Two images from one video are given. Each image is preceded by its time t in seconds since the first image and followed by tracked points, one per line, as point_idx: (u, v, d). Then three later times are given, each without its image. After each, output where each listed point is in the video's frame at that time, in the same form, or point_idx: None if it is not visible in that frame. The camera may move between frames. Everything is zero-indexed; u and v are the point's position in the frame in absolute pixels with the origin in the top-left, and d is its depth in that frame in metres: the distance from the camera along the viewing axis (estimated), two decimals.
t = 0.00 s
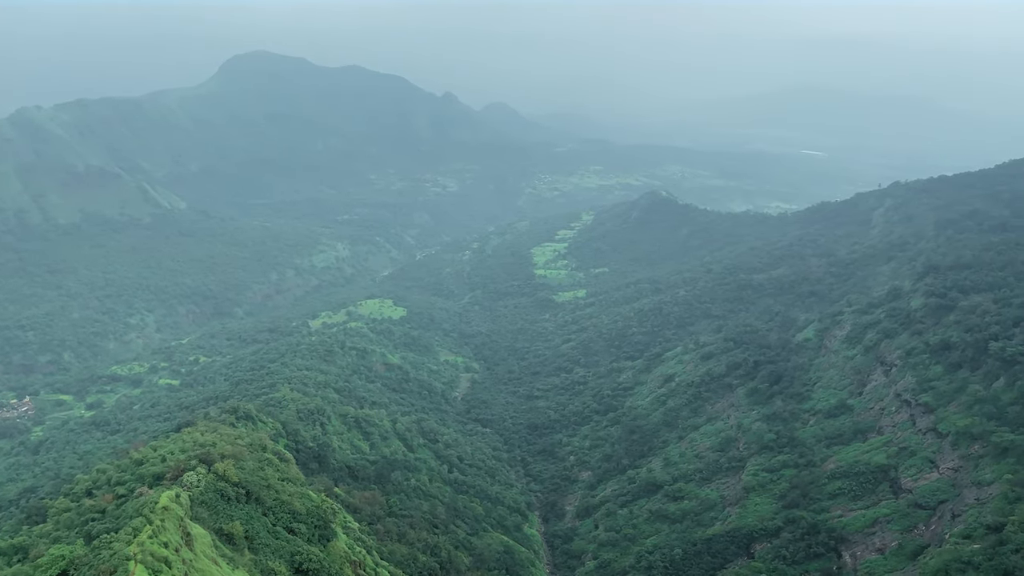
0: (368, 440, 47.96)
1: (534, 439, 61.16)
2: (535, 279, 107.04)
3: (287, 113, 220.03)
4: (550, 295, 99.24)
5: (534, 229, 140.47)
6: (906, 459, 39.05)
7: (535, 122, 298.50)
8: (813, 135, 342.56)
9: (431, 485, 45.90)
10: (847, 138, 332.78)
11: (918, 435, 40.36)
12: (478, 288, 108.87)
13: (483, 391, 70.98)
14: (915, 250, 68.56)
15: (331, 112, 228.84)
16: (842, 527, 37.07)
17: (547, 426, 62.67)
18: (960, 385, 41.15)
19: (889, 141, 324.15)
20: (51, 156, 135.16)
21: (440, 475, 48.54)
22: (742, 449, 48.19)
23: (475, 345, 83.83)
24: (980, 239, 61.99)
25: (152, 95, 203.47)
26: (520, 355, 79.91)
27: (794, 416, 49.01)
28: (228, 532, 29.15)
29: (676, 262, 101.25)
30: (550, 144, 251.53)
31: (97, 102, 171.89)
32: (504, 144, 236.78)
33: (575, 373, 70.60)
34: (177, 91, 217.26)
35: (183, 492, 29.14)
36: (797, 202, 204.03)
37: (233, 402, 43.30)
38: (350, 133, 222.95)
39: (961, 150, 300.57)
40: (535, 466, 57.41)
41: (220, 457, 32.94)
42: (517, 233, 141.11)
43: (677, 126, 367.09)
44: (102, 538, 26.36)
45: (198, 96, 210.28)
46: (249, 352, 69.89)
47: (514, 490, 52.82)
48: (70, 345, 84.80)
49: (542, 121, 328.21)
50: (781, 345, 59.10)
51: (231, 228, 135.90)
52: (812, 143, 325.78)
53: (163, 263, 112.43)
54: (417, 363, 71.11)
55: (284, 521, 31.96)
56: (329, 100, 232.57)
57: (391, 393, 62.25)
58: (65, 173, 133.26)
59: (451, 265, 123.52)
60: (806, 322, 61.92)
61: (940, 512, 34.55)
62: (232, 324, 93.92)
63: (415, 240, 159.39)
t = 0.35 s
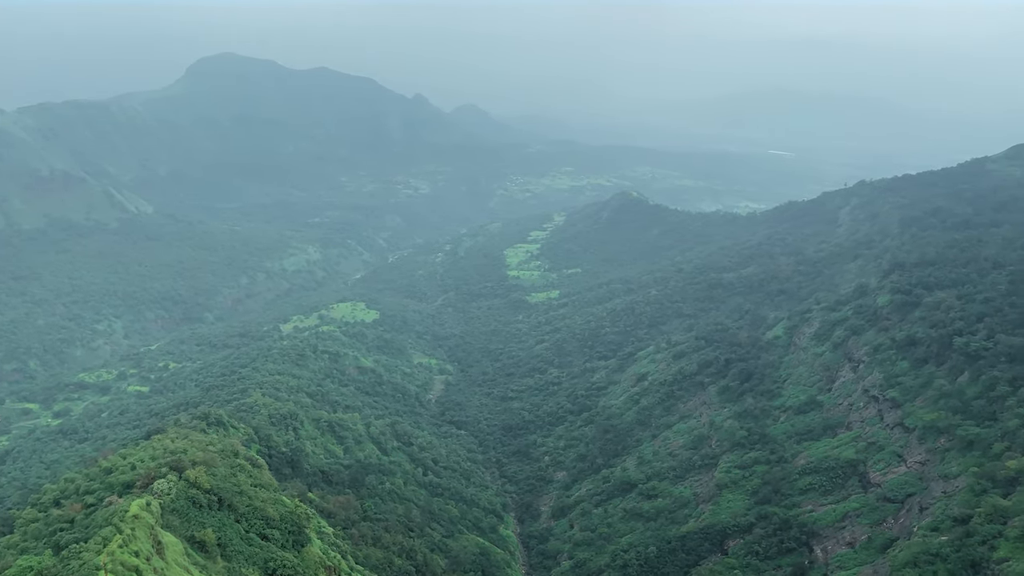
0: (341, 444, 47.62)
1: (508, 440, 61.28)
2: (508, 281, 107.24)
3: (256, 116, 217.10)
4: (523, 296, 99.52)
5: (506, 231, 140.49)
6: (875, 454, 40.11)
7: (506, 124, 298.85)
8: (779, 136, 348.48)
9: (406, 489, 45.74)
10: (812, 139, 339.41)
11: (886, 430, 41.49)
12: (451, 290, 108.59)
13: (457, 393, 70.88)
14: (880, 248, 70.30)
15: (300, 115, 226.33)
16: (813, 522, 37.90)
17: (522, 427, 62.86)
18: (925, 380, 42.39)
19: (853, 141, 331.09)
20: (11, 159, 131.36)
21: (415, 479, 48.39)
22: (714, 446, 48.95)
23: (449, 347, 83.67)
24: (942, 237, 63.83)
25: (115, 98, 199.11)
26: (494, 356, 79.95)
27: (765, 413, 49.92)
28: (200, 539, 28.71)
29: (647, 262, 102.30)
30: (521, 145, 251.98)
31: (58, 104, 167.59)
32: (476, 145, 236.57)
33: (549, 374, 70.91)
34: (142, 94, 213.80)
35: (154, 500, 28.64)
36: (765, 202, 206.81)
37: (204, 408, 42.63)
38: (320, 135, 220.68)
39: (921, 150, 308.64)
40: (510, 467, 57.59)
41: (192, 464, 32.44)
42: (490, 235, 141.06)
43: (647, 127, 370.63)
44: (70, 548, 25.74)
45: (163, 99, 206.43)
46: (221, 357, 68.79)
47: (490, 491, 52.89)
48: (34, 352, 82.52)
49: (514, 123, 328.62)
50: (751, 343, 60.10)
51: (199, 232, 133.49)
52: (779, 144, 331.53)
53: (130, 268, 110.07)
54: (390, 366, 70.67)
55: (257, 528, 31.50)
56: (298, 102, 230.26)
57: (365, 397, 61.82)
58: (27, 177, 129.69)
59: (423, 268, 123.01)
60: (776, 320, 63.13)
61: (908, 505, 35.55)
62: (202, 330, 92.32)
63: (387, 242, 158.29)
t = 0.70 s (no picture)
0: (306, 447, 47.11)
1: (474, 440, 61.39)
2: (473, 280, 107.26)
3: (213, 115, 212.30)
4: (489, 296, 99.65)
5: (470, 231, 140.31)
6: (834, 447, 41.49)
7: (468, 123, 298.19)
8: (737, 135, 355.41)
9: (373, 491, 45.51)
10: (769, 138, 347.02)
11: (845, 423, 42.93)
12: (416, 291, 108.04)
13: (423, 393, 70.69)
14: (837, 245, 72.50)
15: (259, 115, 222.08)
16: (775, 515, 39.03)
17: (487, 427, 63.04)
18: (882, 373, 44.00)
19: (809, 139, 338.82)
20: None
21: (381, 480, 48.18)
22: (678, 442, 49.94)
23: (414, 347, 83.32)
24: (896, 234, 66.17)
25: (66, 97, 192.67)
26: (460, 356, 79.91)
27: (727, 408, 51.12)
28: (162, 547, 28.14)
29: (611, 260, 103.51)
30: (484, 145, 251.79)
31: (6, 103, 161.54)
32: (439, 145, 235.48)
33: (515, 373, 71.22)
34: (96, 94, 208.18)
35: (114, 508, 28.01)
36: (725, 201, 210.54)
37: (164, 414, 41.74)
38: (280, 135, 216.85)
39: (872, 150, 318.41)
40: (477, 467, 57.77)
41: (153, 470, 31.79)
42: (455, 235, 140.74)
43: (609, 127, 374.03)
44: (26, 559, 24.98)
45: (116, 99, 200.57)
46: (182, 361, 67.28)
47: (457, 492, 52.95)
48: None
49: (476, 123, 328.08)
50: (713, 339, 61.40)
51: (156, 234, 130.07)
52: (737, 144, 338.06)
53: (86, 272, 106.82)
54: (354, 368, 70.03)
55: (222, 533, 30.95)
56: (257, 102, 226.05)
57: (329, 399, 61.22)
58: None
59: (388, 268, 122.05)
60: (737, 317, 64.63)
61: (866, 497, 36.87)
62: (161, 334, 90.19)
63: (350, 243, 156.56)
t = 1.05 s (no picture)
0: (264, 451, 46.42)
1: (436, 440, 61.38)
2: (432, 280, 106.99)
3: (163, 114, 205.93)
4: (449, 295, 99.59)
5: (430, 230, 139.64)
6: (789, 439, 42.93)
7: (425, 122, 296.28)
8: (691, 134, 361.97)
9: (334, 493, 45.15)
10: (722, 136, 354.56)
11: (800, 415, 44.43)
12: (374, 291, 107.17)
13: (383, 395, 70.25)
14: (790, 241, 74.82)
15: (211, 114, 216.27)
16: (733, 507, 40.18)
17: (449, 427, 63.10)
18: (835, 367, 45.72)
19: (759, 137, 347.56)
20: None
21: (341, 483, 47.86)
22: (638, 438, 50.93)
23: (374, 348, 82.70)
24: (846, 231, 68.76)
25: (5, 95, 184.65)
26: (420, 357, 79.65)
27: (686, 403, 52.33)
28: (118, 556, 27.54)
29: (571, 258, 104.63)
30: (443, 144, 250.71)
31: None
32: (397, 144, 233.43)
33: (476, 373, 71.40)
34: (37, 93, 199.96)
35: (66, 518, 27.30)
36: (681, 199, 214.41)
37: (116, 420, 40.74)
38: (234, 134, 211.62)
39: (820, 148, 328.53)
40: (438, 467, 57.82)
41: (106, 478, 31.07)
42: (414, 234, 140.03)
43: (565, 126, 376.78)
44: None
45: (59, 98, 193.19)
46: (135, 365, 65.52)
47: (419, 493, 52.95)
48: None
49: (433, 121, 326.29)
50: (672, 335, 62.74)
51: (106, 236, 125.29)
52: (691, 142, 344.53)
53: (30, 275, 102.86)
54: (313, 370, 69.16)
55: (179, 540, 30.30)
56: (209, 101, 220.28)
57: (287, 402, 60.41)
58: None
59: (346, 268, 120.67)
60: (694, 313, 66.18)
61: (821, 487, 38.27)
62: (112, 338, 87.49)
63: (308, 244, 154.04)
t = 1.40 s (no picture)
0: (222, 455, 45.61)
1: (398, 441, 61.15)
2: (392, 280, 106.32)
3: (110, 113, 198.94)
4: (409, 295, 99.18)
5: (389, 230, 138.57)
6: (747, 432, 44.25)
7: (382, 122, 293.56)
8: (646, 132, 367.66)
9: (294, 497, 44.66)
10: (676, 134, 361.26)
11: (757, 409, 45.80)
12: (333, 292, 105.91)
13: (343, 396, 69.56)
14: (745, 237, 76.95)
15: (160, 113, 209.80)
16: (693, 500, 41.20)
17: (411, 427, 62.95)
18: (790, 360, 47.30)
19: (712, 135, 355.47)
20: None
21: (302, 486, 47.35)
22: (600, 434, 51.76)
23: (334, 349, 81.71)
24: (799, 227, 71.12)
25: None
26: (381, 357, 79.07)
27: (646, 398, 53.41)
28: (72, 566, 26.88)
29: (531, 256, 105.47)
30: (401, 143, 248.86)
31: None
32: (355, 143, 230.76)
33: (438, 372, 71.37)
34: None
35: (17, 528, 26.58)
36: (639, 197, 217.86)
37: (68, 427, 39.66)
38: (186, 134, 205.80)
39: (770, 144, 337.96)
40: (400, 467, 57.67)
41: (58, 487, 30.29)
42: (373, 234, 138.98)
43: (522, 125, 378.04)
44: None
45: None
46: (87, 370, 63.51)
47: (382, 494, 52.78)
48: None
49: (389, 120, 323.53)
50: (631, 332, 63.87)
51: (56, 238, 120.62)
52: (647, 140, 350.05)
53: None
54: (272, 372, 68.08)
55: (135, 548, 29.62)
56: (158, 100, 213.65)
57: (246, 405, 59.45)
58: None
59: (304, 269, 118.86)
60: (653, 309, 67.47)
61: (778, 478, 39.55)
62: (61, 344, 84.51)
63: (264, 244, 151.03)
